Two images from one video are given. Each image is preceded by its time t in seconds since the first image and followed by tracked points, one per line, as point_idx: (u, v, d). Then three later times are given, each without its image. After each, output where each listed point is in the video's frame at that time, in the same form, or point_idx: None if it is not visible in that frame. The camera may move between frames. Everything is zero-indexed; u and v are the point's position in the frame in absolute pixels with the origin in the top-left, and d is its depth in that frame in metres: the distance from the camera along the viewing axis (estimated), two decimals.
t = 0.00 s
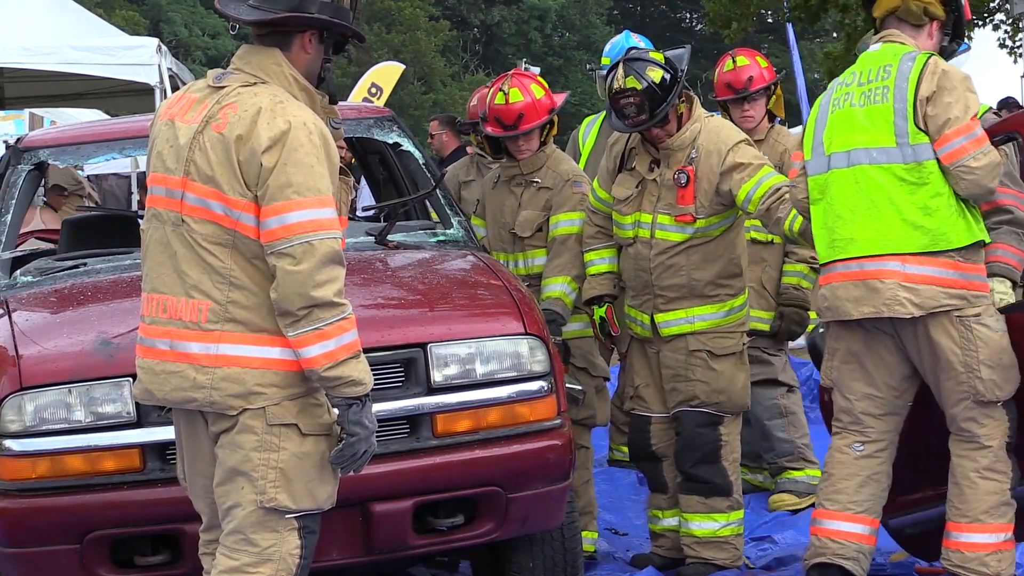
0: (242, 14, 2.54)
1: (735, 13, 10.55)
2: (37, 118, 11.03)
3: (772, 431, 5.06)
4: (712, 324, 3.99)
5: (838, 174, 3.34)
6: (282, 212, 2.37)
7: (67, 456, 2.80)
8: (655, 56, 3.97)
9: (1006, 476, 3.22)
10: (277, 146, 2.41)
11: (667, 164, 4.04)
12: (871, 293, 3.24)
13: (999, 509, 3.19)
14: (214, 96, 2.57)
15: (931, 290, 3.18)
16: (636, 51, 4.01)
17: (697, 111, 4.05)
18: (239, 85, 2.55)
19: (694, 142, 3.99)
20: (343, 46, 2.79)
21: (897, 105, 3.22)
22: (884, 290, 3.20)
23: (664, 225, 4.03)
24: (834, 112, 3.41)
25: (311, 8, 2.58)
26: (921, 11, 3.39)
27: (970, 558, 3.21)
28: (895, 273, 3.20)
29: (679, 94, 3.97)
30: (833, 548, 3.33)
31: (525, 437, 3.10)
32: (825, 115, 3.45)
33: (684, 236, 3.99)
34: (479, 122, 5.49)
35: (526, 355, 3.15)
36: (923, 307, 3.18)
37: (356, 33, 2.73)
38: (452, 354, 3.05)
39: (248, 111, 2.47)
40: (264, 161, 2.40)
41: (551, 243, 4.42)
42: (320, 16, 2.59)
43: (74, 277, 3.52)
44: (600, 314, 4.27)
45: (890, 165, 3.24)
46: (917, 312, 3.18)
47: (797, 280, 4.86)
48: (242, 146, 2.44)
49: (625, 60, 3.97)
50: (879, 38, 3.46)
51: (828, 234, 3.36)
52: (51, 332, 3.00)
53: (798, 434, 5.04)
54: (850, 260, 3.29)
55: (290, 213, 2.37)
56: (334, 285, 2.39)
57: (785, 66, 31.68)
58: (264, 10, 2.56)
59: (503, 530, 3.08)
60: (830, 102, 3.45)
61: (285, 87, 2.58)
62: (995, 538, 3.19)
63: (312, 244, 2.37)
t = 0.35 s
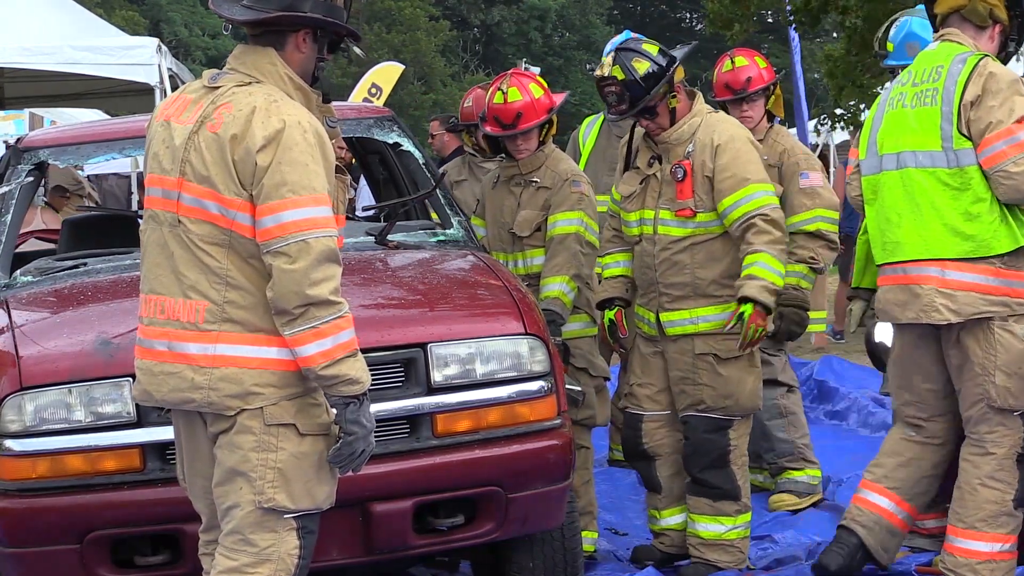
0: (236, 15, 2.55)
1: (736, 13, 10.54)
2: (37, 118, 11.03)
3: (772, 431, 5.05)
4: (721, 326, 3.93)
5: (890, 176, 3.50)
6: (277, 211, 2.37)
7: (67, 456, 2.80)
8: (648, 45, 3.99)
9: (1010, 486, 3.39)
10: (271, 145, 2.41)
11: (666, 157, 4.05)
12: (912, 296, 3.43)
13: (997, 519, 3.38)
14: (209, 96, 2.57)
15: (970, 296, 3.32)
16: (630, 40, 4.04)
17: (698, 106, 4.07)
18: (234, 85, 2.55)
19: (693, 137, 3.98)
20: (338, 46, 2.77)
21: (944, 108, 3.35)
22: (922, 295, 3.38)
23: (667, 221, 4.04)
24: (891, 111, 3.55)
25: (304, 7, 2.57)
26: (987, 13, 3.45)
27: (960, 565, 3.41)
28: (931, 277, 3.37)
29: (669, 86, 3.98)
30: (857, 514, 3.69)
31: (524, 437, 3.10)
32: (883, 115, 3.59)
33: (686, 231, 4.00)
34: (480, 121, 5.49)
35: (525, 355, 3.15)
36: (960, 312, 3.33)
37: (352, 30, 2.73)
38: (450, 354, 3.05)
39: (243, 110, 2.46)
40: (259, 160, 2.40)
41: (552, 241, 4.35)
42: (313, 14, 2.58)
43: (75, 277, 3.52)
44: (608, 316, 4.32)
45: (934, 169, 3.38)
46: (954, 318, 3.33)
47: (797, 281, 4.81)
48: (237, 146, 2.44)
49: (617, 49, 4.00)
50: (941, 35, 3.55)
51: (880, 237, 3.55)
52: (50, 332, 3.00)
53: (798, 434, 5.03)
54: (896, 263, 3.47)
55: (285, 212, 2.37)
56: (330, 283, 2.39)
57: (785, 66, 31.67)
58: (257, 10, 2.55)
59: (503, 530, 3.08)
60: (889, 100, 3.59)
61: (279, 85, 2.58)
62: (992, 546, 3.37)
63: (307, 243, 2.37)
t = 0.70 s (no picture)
0: (233, 17, 2.54)
1: (736, 13, 10.54)
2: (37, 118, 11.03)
3: (771, 431, 5.05)
4: (694, 321, 3.88)
5: (904, 174, 3.54)
6: (274, 211, 2.37)
7: (67, 456, 2.80)
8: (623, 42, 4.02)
9: (1010, 478, 3.39)
10: (268, 145, 2.41)
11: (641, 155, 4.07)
12: (921, 295, 3.48)
13: (997, 510, 3.37)
14: (206, 97, 2.57)
15: (974, 296, 3.35)
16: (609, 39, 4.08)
17: (676, 104, 4.06)
18: (231, 85, 2.55)
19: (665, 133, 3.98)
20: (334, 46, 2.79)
21: (950, 108, 3.37)
22: (928, 294, 3.43)
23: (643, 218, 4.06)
24: (909, 109, 3.58)
25: (302, 8, 2.57)
26: (1003, 5, 3.43)
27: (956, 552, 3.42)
28: (937, 276, 3.41)
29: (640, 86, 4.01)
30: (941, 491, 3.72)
31: (523, 437, 3.10)
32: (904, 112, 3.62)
33: (657, 227, 4.01)
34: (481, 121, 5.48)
35: (525, 355, 3.15)
36: (964, 312, 3.36)
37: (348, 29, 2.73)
38: (449, 354, 3.05)
39: (239, 110, 2.46)
40: (256, 160, 2.40)
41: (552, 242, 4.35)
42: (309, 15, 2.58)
43: (75, 277, 3.52)
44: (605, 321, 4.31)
45: (940, 169, 3.41)
46: (959, 318, 3.37)
47: (796, 280, 4.86)
48: (234, 145, 2.44)
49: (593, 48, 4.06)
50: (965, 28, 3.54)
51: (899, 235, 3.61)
52: (50, 332, 3.00)
53: (798, 434, 5.03)
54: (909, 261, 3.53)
55: (282, 211, 2.37)
56: (328, 283, 2.39)
57: (785, 66, 31.68)
58: (253, 12, 2.55)
59: (503, 530, 3.08)
60: (910, 97, 3.61)
61: (276, 86, 2.58)
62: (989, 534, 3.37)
63: (304, 242, 2.36)
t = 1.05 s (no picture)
0: (238, 25, 2.53)
1: (736, 13, 10.54)
2: (37, 118, 11.02)
3: (772, 431, 5.04)
4: (656, 318, 3.89)
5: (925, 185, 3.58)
6: (277, 211, 2.37)
7: (67, 455, 2.80)
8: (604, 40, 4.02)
9: None
10: (271, 145, 2.41)
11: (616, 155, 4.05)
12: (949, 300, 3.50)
13: (1015, 488, 3.33)
14: (205, 97, 2.57)
15: (994, 295, 3.35)
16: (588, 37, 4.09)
17: (650, 100, 3.98)
18: (231, 85, 2.54)
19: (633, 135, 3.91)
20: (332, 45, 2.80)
21: (953, 116, 3.41)
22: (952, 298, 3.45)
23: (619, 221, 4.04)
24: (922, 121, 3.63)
25: (307, 11, 2.57)
26: (1004, 7, 3.42)
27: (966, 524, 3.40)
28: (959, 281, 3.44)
29: (604, 85, 4.00)
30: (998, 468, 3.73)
31: (524, 437, 3.10)
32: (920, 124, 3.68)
33: (629, 227, 3.99)
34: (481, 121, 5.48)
35: (526, 355, 3.15)
36: (985, 312, 3.36)
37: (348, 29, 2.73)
38: (450, 354, 3.05)
39: (241, 111, 2.46)
40: (259, 160, 2.40)
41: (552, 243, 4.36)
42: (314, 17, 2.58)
43: (75, 277, 3.52)
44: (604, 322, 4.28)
45: (949, 176, 3.45)
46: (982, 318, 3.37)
47: (796, 280, 4.85)
48: (236, 146, 2.44)
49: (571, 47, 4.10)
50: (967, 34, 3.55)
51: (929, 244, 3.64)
52: (51, 332, 3.00)
53: (798, 434, 5.02)
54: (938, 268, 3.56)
55: (285, 211, 2.37)
56: (331, 283, 2.40)
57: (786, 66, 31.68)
58: (257, 17, 2.54)
59: (504, 530, 3.09)
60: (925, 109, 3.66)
61: (277, 86, 2.58)
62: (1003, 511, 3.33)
63: (308, 242, 2.37)
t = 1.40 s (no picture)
0: (247, 27, 2.51)
1: (735, 13, 10.53)
2: (37, 117, 11.02)
3: (772, 431, 5.04)
4: (633, 326, 3.84)
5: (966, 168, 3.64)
6: (283, 210, 2.37)
7: (67, 455, 2.80)
8: (620, 26, 3.95)
9: None
10: (276, 145, 2.41)
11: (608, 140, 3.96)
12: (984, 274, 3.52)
13: None
14: (206, 98, 2.56)
15: None
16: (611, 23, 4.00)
17: (653, 95, 3.85)
18: (233, 85, 2.54)
19: (623, 125, 3.81)
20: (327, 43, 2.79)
21: (994, 95, 3.49)
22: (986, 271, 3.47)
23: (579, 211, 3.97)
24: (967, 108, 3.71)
25: (312, 11, 2.57)
26: None
27: None
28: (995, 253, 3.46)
29: (607, 73, 3.95)
30: None
31: (524, 437, 3.10)
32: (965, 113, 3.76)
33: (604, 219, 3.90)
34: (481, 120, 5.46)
35: (526, 355, 3.15)
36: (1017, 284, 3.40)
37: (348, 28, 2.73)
38: (451, 354, 3.05)
39: (245, 111, 2.45)
40: (264, 159, 2.40)
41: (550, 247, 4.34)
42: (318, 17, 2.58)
43: (75, 277, 3.52)
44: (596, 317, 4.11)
45: (988, 152, 3.50)
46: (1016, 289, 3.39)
47: (797, 280, 4.84)
48: (241, 146, 2.43)
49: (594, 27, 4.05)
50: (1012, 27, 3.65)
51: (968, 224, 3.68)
52: (51, 332, 3.00)
53: (798, 434, 5.02)
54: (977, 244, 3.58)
55: (291, 211, 2.37)
56: (337, 282, 2.41)
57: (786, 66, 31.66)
58: (261, 18, 2.54)
59: (504, 530, 3.09)
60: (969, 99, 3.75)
61: (278, 86, 2.58)
62: None
63: (315, 242, 2.37)
